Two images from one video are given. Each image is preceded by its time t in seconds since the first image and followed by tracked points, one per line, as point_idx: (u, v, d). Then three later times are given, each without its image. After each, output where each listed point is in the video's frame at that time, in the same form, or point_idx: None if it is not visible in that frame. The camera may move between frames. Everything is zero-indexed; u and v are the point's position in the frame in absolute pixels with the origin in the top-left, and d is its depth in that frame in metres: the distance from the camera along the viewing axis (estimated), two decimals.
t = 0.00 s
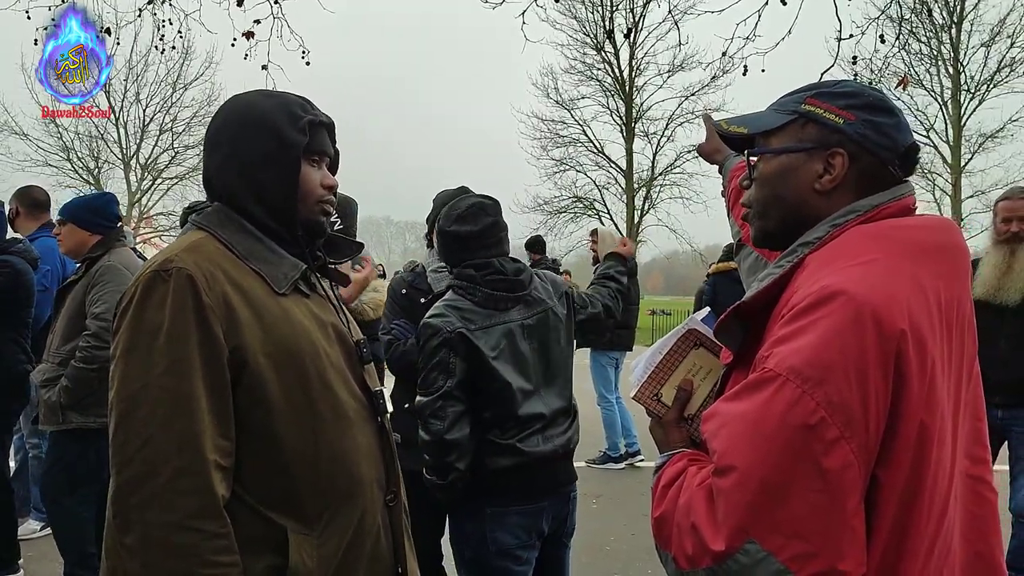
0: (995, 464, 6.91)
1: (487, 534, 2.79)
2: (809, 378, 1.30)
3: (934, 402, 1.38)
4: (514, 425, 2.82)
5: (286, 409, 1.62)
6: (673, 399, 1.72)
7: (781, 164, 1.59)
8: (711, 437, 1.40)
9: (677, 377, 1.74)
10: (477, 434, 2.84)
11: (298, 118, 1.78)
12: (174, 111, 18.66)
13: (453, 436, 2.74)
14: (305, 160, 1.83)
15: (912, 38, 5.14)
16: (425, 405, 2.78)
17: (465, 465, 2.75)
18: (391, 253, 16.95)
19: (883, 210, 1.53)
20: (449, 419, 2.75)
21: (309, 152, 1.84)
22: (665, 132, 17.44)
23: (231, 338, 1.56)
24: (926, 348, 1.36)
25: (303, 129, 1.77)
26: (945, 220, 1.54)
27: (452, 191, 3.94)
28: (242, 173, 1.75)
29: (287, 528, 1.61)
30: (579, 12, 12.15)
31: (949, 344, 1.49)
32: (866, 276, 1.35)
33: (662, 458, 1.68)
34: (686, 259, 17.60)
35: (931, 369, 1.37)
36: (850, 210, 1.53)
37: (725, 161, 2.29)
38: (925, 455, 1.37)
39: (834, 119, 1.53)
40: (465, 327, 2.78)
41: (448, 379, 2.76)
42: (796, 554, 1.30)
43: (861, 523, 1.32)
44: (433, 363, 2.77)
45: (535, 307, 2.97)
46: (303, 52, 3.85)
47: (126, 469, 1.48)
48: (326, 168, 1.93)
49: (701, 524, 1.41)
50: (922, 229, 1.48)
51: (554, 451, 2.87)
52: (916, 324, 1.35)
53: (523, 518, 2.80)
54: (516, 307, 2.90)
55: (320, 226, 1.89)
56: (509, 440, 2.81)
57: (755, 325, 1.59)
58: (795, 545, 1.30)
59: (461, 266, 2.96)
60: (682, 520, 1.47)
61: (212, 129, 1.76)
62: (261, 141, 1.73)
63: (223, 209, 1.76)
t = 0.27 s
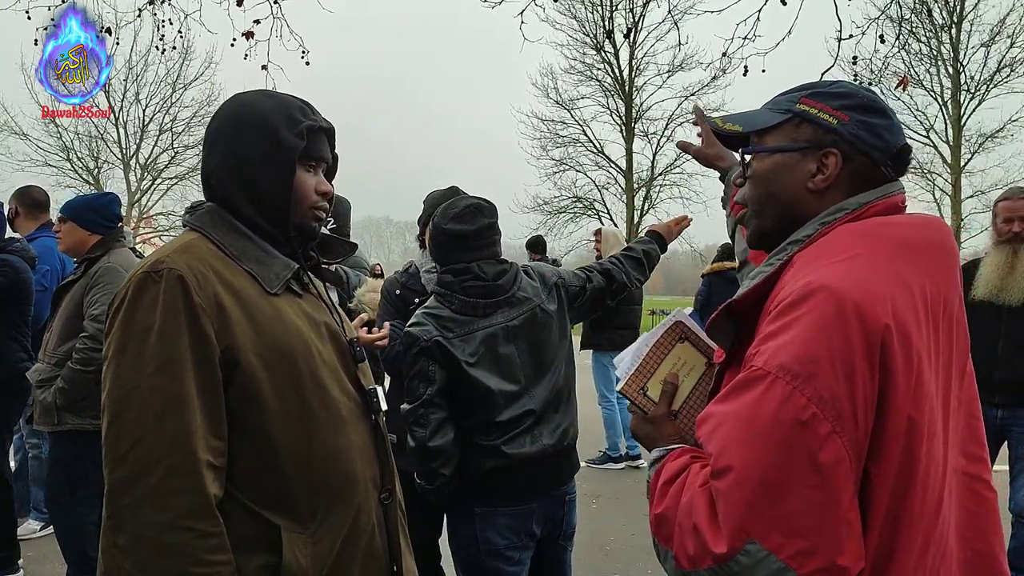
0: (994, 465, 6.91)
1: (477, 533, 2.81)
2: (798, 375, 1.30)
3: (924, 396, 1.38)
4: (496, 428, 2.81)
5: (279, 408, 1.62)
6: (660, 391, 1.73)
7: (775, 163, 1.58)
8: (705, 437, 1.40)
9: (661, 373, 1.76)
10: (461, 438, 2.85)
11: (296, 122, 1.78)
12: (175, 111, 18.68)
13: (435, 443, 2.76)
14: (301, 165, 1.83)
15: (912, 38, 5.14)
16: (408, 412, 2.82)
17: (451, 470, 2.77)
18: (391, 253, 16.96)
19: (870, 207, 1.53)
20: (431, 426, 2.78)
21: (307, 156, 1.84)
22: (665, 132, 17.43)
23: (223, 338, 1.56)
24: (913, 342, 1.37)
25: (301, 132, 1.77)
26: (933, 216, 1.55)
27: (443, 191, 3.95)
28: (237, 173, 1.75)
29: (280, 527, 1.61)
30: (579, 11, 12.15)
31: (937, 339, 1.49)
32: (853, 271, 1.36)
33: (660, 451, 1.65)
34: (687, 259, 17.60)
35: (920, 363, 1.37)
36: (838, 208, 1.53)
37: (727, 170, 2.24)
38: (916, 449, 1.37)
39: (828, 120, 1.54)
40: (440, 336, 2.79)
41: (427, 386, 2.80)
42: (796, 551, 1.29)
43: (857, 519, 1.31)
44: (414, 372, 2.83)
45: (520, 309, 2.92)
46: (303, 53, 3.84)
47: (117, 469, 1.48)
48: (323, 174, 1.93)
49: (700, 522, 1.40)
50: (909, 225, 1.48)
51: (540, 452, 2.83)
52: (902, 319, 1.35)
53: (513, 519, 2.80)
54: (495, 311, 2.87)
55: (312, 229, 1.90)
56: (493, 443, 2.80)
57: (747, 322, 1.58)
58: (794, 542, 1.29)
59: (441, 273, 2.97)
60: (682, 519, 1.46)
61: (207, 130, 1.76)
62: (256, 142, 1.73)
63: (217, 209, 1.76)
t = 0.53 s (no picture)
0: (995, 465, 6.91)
1: (474, 533, 2.81)
2: (787, 369, 1.30)
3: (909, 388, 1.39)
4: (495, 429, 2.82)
5: (273, 407, 1.62)
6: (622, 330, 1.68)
7: (757, 165, 1.62)
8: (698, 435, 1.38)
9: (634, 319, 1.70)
10: (460, 439, 2.85)
11: (284, 119, 1.78)
12: (174, 111, 18.67)
13: (433, 442, 2.76)
14: (292, 161, 1.84)
15: (912, 38, 5.13)
16: (407, 410, 2.82)
17: (448, 470, 2.75)
18: (390, 253, 16.96)
19: (846, 203, 1.55)
20: (428, 426, 2.78)
21: (297, 152, 1.84)
22: (665, 132, 17.42)
23: (217, 338, 1.56)
24: (892, 334, 1.38)
25: (289, 130, 1.77)
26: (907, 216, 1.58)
27: (439, 193, 3.97)
28: (229, 173, 1.75)
29: (276, 526, 1.61)
30: (579, 11, 12.14)
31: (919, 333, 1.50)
32: (830, 267, 1.38)
33: (636, 392, 1.55)
34: (687, 259, 17.59)
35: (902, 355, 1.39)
36: (816, 206, 1.55)
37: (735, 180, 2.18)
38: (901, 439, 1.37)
39: (808, 123, 1.58)
40: (440, 336, 2.78)
41: (427, 386, 2.79)
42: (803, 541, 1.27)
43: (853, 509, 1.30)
44: (412, 372, 2.81)
45: (522, 310, 2.92)
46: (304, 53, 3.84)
47: (112, 470, 1.48)
48: (315, 169, 1.93)
49: (700, 512, 1.36)
50: (883, 223, 1.51)
51: (539, 453, 2.82)
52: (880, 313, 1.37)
53: (511, 520, 2.80)
54: (497, 313, 2.86)
55: (308, 225, 1.89)
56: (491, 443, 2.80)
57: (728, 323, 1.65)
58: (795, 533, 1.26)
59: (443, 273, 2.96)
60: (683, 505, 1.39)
61: (199, 131, 1.76)
62: (247, 141, 1.73)
63: (211, 210, 1.76)
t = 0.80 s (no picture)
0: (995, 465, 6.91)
1: (479, 533, 2.81)
2: (747, 368, 1.31)
3: (886, 388, 1.37)
4: (507, 429, 2.82)
5: (270, 407, 1.62)
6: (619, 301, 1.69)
7: (748, 164, 1.62)
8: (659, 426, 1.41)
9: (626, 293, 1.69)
10: (469, 439, 2.84)
11: (281, 119, 1.78)
12: (174, 111, 18.68)
13: (443, 441, 2.75)
14: (289, 162, 1.83)
15: (913, 38, 5.13)
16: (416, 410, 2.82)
17: (456, 470, 2.75)
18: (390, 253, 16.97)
19: (834, 203, 1.54)
20: (438, 425, 2.77)
21: (294, 153, 1.83)
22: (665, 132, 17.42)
23: (213, 337, 1.56)
24: (873, 335, 1.36)
25: (286, 131, 1.77)
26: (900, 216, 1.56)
27: (439, 193, 3.97)
28: (226, 173, 1.75)
29: (273, 525, 1.61)
30: (579, 12, 12.15)
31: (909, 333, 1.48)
32: (807, 268, 1.38)
33: (625, 365, 1.56)
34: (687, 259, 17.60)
35: (881, 357, 1.37)
36: (801, 208, 1.55)
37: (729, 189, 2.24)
38: (876, 441, 1.36)
39: (800, 122, 1.59)
40: (452, 335, 2.78)
41: (437, 386, 2.79)
42: (737, 535, 1.28)
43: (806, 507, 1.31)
44: (422, 371, 2.80)
45: (533, 311, 2.96)
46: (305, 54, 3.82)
47: (109, 469, 1.48)
48: (313, 171, 1.93)
49: (651, 493, 1.40)
50: (870, 223, 1.49)
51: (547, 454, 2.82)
52: (859, 312, 1.36)
53: (515, 521, 2.79)
54: (510, 313, 2.89)
55: (304, 226, 1.89)
56: (499, 444, 2.80)
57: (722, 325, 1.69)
58: (739, 528, 1.28)
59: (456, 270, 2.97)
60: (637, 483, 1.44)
61: (196, 131, 1.77)
62: (243, 141, 1.73)
63: (208, 210, 1.76)
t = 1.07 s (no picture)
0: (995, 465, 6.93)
1: (484, 533, 2.80)
2: (710, 364, 1.37)
3: (858, 390, 1.39)
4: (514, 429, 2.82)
5: (269, 408, 1.62)
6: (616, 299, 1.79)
7: (734, 167, 1.64)
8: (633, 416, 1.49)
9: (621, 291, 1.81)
10: (475, 439, 2.84)
11: (279, 119, 1.78)
12: (174, 111, 18.68)
13: (450, 441, 2.75)
14: (287, 161, 1.82)
15: (912, 38, 5.13)
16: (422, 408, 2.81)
17: (461, 469, 2.75)
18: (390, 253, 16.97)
19: (815, 207, 1.56)
20: (445, 424, 2.76)
21: (291, 153, 1.82)
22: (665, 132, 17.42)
23: (212, 337, 1.56)
24: (844, 336, 1.39)
25: (283, 130, 1.77)
26: (887, 219, 1.58)
27: (436, 194, 3.97)
28: (225, 174, 1.75)
29: (271, 525, 1.61)
30: (578, 11, 12.15)
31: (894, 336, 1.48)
32: (778, 270, 1.43)
33: (607, 357, 1.66)
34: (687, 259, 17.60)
35: (854, 360, 1.39)
36: (783, 211, 1.58)
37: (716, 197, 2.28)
38: (847, 441, 1.38)
39: (787, 126, 1.60)
40: (460, 334, 2.78)
41: (444, 385, 2.78)
42: (688, 521, 1.35)
43: (763, 501, 1.36)
44: (431, 371, 2.79)
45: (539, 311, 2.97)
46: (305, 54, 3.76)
47: (107, 469, 1.48)
48: (311, 170, 1.92)
49: (615, 477, 1.49)
50: (851, 226, 1.51)
51: (552, 455, 2.83)
52: (830, 315, 1.39)
53: (519, 521, 2.79)
54: (517, 313, 2.89)
55: (302, 225, 1.88)
56: (506, 445, 2.80)
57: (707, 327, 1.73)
58: (691, 517, 1.35)
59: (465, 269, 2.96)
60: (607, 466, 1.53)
61: (195, 131, 1.76)
62: (242, 141, 1.73)
63: (207, 210, 1.76)
